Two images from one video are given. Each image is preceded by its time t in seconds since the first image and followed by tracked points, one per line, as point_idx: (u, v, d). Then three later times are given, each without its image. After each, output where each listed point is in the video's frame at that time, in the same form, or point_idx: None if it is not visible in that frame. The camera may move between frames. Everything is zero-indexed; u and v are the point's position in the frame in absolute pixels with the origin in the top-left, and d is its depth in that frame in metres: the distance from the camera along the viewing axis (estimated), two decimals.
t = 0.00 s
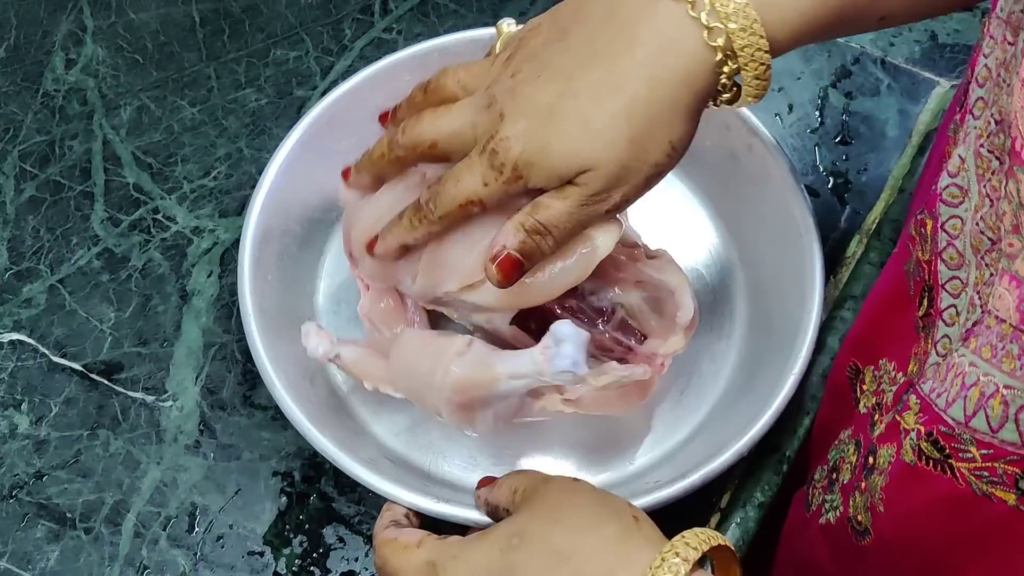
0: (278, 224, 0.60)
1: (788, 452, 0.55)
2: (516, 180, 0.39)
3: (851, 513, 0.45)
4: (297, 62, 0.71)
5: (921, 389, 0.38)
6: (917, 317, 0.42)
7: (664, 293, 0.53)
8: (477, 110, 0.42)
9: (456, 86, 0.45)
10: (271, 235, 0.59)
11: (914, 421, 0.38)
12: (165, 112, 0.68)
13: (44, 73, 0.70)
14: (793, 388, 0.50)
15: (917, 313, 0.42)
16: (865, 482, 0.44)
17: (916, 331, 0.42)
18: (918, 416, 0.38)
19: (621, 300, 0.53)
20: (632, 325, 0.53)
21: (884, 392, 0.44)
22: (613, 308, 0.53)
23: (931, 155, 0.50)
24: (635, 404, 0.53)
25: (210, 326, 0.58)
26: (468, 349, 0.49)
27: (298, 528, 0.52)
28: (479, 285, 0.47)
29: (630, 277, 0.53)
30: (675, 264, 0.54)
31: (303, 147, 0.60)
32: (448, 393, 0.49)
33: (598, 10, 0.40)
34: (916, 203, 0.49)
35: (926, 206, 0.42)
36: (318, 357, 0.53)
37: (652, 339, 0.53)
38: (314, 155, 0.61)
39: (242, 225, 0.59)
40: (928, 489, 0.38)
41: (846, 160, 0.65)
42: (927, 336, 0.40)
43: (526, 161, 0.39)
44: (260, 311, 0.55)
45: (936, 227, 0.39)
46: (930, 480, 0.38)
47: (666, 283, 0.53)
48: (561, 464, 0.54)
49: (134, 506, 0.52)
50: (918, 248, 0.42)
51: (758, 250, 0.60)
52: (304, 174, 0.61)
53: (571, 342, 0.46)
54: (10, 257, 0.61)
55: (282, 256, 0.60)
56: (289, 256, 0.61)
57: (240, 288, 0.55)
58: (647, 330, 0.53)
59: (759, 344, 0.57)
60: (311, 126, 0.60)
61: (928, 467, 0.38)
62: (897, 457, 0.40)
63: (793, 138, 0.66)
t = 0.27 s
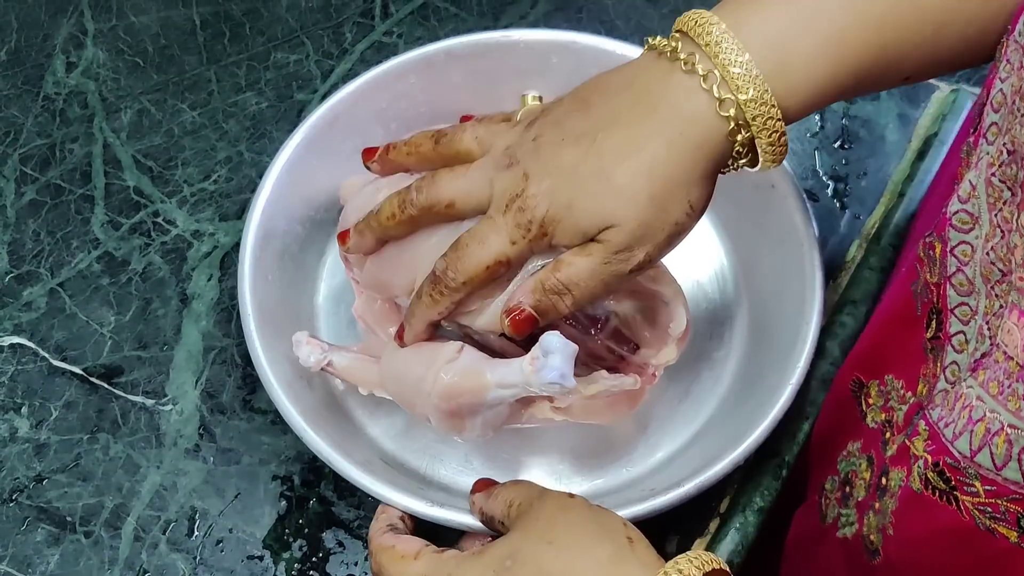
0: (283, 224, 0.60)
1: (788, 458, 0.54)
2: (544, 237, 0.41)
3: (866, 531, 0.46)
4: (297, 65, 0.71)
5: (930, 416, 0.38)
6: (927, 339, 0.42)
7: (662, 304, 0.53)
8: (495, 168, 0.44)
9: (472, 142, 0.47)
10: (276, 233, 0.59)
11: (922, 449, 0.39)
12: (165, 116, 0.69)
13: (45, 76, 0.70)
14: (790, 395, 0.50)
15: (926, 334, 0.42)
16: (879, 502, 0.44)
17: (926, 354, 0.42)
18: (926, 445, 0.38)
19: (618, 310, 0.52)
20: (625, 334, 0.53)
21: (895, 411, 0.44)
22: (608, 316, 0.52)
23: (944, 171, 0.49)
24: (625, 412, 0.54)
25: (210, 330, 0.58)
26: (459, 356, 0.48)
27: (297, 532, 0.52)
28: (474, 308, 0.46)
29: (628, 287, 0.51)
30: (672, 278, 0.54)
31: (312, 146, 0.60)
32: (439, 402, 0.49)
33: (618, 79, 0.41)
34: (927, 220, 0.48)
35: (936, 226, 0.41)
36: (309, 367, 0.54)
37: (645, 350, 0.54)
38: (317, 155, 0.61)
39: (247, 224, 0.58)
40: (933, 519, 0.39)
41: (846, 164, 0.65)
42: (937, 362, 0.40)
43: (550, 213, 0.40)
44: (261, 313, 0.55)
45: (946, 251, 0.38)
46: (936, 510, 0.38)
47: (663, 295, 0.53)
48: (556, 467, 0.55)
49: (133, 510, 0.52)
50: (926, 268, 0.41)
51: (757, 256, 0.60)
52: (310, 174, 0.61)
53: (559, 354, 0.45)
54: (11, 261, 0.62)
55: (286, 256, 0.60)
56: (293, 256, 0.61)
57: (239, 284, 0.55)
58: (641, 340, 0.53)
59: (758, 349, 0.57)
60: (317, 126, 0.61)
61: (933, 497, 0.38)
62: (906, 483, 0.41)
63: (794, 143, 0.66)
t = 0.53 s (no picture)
0: (274, 220, 0.60)
1: (779, 451, 0.54)
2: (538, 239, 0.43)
3: (932, 548, 0.48)
4: (291, 63, 0.71)
5: (1004, 444, 0.42)
6: (990, 356, 0.44)
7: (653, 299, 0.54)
8: (493, 168, 0.45)
9: (471, 142, 0.48)
10: (267, 229, 0.59)
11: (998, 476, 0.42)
12: (159, 113, 0.69)
13: (40, 74, 0.70)
14: (779, 392, 0.50)
15: (989, 350, 0.44)
16: (948, 522, 0.47)
17: (990, 370, 0.44)
18: (1002, 473, 0.42)
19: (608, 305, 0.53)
20: (616, 329, 0.54)
21: (956, 427, 0.47)
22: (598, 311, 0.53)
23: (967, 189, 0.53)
24: (616, 407, 0.53)
25: (203, 325, 0.59)
26: (449, 350, 0.49)
27: (289, 526, 0.51)
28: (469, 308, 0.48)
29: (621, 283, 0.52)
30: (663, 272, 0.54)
31: (303, 143, 0.61)
32: (429, 396, 0.49)
33: (615, 85, 0.43)
34: (959, 239, 0.51)
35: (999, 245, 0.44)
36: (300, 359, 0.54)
37: (634, 344, 0.54)
38: (310, 151, 0.62)
39: (238, 218, 0.58)
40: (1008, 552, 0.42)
41: (839, 160, 0.64)
42: (1004, 380, 0.42)
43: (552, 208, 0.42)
44: (253, 311, 0.55)
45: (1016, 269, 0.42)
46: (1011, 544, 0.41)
47: (654, 289, 0.53)
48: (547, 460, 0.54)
49: (126, 504, 0.53)
50: (988, 285, 0.45)
51: (750, 253, 0.61)
52: (301, 172, 0.62)
53: (547, 346, 0.45)
54: (5, 257, 0.62)
55: (277, 252, 0.60)
56: (284, 253, 0.61)
57: (232, 282, 0.55)
58: (631, 335, 0.54)
59: (750, 344, 0.57)
60: (310, 121, 0.61)
61: (1009, 530, 0.41)
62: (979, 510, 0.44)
63: (787, 140, 0.65)
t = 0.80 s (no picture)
0: (269, 214, 0.60)
1: (774, 447, 0.53)
2: (497, 221, 0.44)
3: None
4: (287, 59, 0.71)
5: None
6: None
7: (648, 298, 0.55)
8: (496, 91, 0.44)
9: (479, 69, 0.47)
10: (261, 222, 0.59)
11: None
12: (155, 109, 0.69)
13: (35, 71, 0.70)
14: (775, 390, 0.50)
15: None
16: None
17: None
18: None
19: (604, 305, 0.55)
20: (611, 329, 0.55)
21: None
22: (594, 310, 0.55)
23: None
24: (608, 407, 0.53)
25: (198, 322, 0.58)
26: (441, 344, 0.50)
27: (283, 523, 0.51)
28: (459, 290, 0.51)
29: (613, 281, 0.55)
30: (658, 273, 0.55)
31: (300, 136, 0.61)
32: (418, 389, 0.49)
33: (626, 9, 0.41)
34: (1015, 338, 0.57)
35: None
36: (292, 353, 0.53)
37: (629, 344, 0.54)
38: (307, 145, 0.62)
39: (232, 211, 0.58)
40: None
41: (836, 156, 0.64)
42: None
43: (517, 189, 0.43)
44: (247, 303, 0.55)
45: None
46: None
47: (648, 289, 0.55)
48: (539, 456, 0.54)
49: (120, 501, 0.52)
50: None
51: (747, 251, 0.61)
52: (297, 166, 0.62)
53: (539, 342, 0.47)
54: None
55: (272, 246, 0.60)
56: (279, 246, 0.61)
57: (227, 272, 0.55)
58: (626, 334, 0.55)
59: (746, 341, 0.57)
60: (307, 116, 0.61)
61: None
62: None
63: (784, 135, 0.65)
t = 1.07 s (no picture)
0: (265, 210, 0.59)
1: (772, 445, 0.53)
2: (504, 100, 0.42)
3: None
4: (281, 56, 0.71)
5: None
6: None
7: (638, 297, 0.53)
8: None
9: None
10: (256, 218, 0.59)
11: None
12: (148, 106, 0.68)
13: (28, 68, 0.70)
14: (771, 389, 0.49)
15: None
16: None
17: None
18: None
19: (598, 302, 0.54)
20: (605, 327, 0.55)
21: None
22: (588, 307, 0.55)
23: None
24: (600, 406, 0.52)
25: (191, 319, 0.58)
26: (428, 341, 0.50)
27: (277, 522, 0.51)
28: (445, 286, 0.51)
29: (606, 279, 0.54)
30: (652, 270, 0.54)
31: (296, 132, 0.61)
32: (407, 385, 0.49)
33: None
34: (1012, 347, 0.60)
35: None
36: (281, 347, 0.53)
37: (622, 343, 0.54)
38: (304, 140, 0.61)
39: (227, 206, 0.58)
40: None
41: (834, 152, 0.64)
42: None
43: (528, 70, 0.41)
44: (240, 297, 0.55)
45: None
46: None
47: (639, 289, 0.53)
48: (534, 453, 0.54)
49: (112, 500, 0.52)
50: None
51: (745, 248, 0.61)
52: (294, 161, 0.61)
53: (525, 338, 0.45)
54: None
55: (267, 242, 0.60)
56: (274, 243, 0.61)
57: (220, 264, 0.55)
58: (619, 333, 0.54)
59: (743, 339, 0.57)
60: (304, 111, 0.61)
61: None
62: None
63: (781, 132, 0.65)
